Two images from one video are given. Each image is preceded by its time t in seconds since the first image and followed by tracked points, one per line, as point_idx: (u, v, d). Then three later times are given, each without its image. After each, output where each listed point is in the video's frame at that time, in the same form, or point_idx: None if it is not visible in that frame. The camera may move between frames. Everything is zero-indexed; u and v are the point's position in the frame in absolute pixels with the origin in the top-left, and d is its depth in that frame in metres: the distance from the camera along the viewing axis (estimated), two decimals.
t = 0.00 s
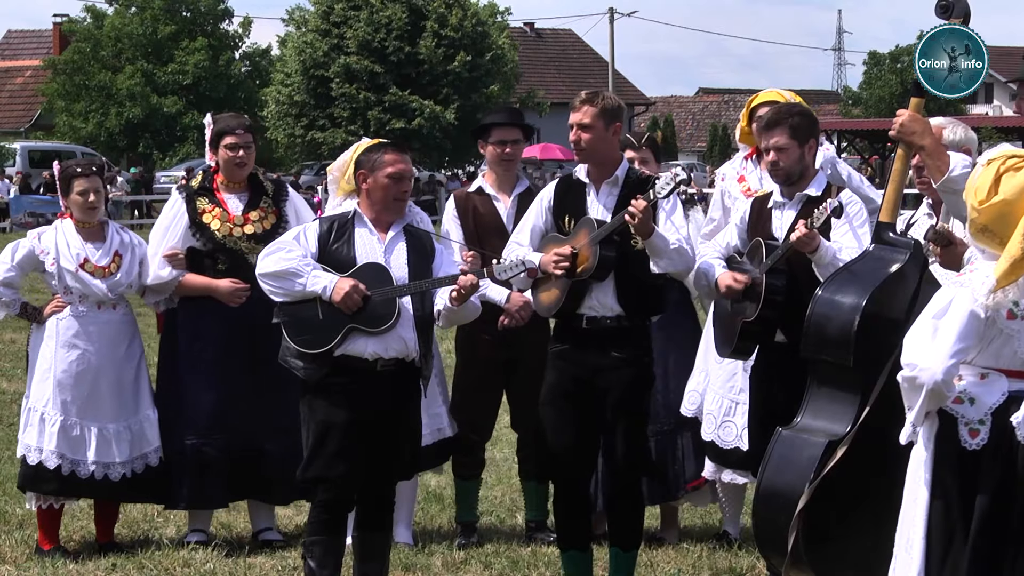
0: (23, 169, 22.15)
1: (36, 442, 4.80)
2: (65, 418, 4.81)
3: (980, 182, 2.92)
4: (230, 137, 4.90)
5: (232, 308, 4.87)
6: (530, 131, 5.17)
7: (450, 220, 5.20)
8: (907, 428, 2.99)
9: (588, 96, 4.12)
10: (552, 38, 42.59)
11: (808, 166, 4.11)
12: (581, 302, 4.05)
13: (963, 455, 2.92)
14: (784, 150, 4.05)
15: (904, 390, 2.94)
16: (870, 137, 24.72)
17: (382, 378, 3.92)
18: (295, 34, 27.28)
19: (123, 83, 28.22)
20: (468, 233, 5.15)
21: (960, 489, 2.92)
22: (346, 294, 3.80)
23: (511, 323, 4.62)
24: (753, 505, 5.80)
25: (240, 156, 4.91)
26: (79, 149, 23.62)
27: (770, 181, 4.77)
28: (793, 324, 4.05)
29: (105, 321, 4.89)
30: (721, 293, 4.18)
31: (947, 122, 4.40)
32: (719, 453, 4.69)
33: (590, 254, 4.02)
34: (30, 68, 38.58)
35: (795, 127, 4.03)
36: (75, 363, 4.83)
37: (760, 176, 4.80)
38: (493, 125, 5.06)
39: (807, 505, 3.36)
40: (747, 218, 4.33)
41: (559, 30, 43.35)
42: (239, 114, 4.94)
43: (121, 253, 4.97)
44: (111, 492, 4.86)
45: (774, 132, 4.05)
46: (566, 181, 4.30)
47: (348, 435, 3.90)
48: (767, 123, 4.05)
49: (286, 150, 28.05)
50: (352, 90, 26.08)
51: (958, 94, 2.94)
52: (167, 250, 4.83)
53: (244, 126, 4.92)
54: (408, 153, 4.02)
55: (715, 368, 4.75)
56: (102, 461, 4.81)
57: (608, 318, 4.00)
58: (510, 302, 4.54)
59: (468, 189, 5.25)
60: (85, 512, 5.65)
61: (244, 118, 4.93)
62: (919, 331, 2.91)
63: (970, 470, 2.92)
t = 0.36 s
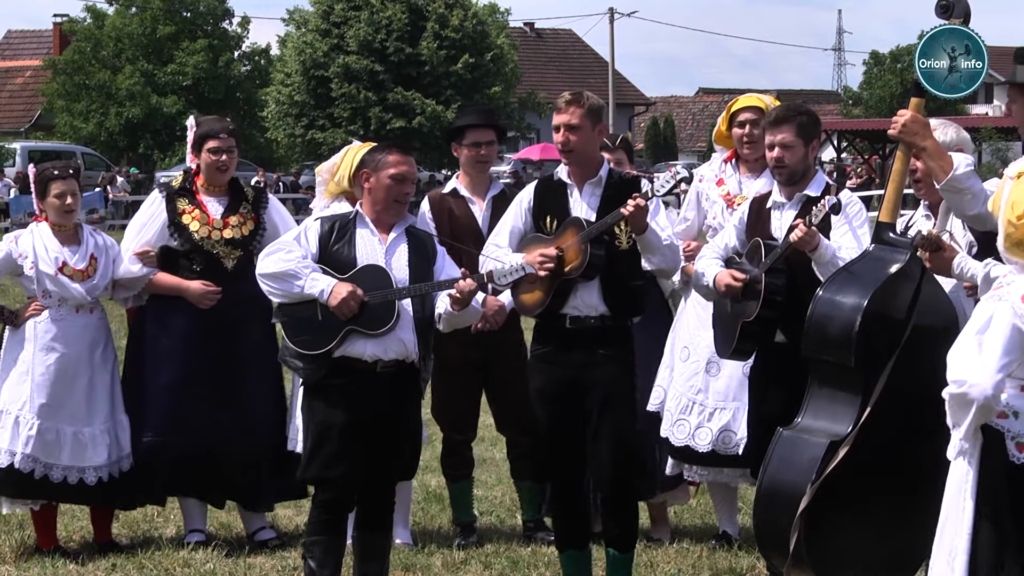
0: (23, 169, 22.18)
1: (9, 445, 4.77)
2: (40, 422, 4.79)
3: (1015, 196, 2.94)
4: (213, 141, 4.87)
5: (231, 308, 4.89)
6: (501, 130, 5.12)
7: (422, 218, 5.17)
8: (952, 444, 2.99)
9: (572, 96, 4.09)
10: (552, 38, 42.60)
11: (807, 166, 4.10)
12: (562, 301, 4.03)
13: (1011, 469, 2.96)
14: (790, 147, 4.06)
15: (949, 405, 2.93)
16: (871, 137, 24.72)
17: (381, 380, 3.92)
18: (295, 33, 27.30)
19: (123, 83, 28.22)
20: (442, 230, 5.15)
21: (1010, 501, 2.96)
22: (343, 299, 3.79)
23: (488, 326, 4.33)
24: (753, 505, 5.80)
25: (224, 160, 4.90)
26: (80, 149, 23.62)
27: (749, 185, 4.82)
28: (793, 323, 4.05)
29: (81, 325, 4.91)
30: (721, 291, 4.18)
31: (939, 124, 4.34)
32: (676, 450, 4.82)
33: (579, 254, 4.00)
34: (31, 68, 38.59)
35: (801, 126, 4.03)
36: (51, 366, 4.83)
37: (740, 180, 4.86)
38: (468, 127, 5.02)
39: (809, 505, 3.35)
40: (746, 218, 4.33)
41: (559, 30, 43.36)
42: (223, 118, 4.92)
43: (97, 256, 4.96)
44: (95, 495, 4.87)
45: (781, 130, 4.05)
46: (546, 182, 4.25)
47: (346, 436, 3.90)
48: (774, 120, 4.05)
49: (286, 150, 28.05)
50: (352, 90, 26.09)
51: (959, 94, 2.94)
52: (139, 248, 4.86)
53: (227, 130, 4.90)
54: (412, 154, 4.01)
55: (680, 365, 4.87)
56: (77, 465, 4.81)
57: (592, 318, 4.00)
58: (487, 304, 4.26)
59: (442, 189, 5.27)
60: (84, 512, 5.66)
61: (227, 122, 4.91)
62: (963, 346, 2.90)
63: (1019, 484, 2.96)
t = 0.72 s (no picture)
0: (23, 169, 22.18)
1: (6, 444, 4.78)
2: (37, 420, 4.81)
3: None
4: (205, 139, 4.88)
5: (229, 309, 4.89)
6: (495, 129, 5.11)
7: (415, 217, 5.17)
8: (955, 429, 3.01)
9: (563, 96, 4.10)
10: (552, 38, 42.61)
11: (807, 163, 4.09)
12: (554, 303, 4.03)
13: (1017, 455, 2.97)
14: (791, 147, 4.06)
15: (955, 391, 2.96)
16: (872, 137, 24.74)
17: (381, 380, 3.92)
18: (295, 34, 27.31)
19: (123, 84, 28.22)
20: (435, 226, 5.14)
21: (1015, 493, 2.97)
22: (346, 295, 3.79)
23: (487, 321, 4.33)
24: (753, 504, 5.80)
25: (218, 158, 4.91)
26: (81, 149, 23.62)
27: (743, 182, 4.84)
28: (791, 323, 4.05)
29: (77, 322, 4.92)
30: (717, 290, 4.15)
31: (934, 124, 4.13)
32: (685, 449, 4.81)
33: (573, 254, 4.01)
34: (30, 68, 38.59)
35: (804, 126, 4.04)
36: (48, 364, 4.84)
37: (733, 178, 4.87)
38: (458, 125, 5.04)
39: (807, 503, 3.36)
40: (742, 219, 4.32)
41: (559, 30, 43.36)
42: (214, 116, 4.93)
43: (91, 253, 4.97)
44: (92, 493, 4.90)
45: (783, 128, 4.05)
46: (531, 184, 4.24)
47: (347, 436, 3.89)
48: (774, 120, 4.06)
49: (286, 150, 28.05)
50: (352, 90, 26.08)
51: (960, 94, 2.95)
52: (134, 247, 4.86)
53: (219, 127, 4.92)
54: (414, 154, 4.01)
55: (681, 365, 4.86)
56: (72, 463, 4.82)
57: (584, 318, 4.01)
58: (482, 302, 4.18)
59: (435, 189, 5.28)
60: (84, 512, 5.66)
61: (220, 120, 4.93)
62: (972, 332, 2.93)
63: None
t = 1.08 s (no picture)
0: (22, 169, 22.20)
1: (16, 445, 4.79)
2: (48, 421, 4.80)
3: (1011, 188, 2.96)
4: (214, 140, 4.89)
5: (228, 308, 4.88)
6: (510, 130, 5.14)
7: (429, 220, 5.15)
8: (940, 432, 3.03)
9: (565, 100, 4.14)
10: (552, 38, 42.62)
11: (807, 165, 4.12)
12: (555, 305, 4.03)
13: (999, 458, 2.97)
14: (791, 145, 4.06)
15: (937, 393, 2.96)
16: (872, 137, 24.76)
17: (382, 380, 3.91)
18: (295, 34, 27.32)
19: (123, 84, 28.24)
20: (448, 229, 5.14)
21: (999, 501, 2.96)
22: (346, 295, 3.79)
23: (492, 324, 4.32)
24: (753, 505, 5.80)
25: (227, 157, 4.91)
26: (80, 149, 23.63)
27: (752, 184, 4.84)
28: (790, 324, 4.04)
29: (87, 323, 4.91)
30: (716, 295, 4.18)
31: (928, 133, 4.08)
32: (702, 453, 4.80)
33: (575, 254, 4.02)
34: (30, 68, 38.59)
35: (804, 125, 4.04)
36: (58, 365, 4.83)
37: (743, 180, 4.87)
38: (475, 125, 5.02)
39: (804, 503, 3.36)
40: (741, 218, 4.33)
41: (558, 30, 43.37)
42: (223, 116, 4.93)
43: (102, 254, 4.96)
44: (105, 493, 4.89)
45: (783, 127, 4.06)
46: (531, 185, 4.24)
47: (348, 435, 3.89)
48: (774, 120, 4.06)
49: (286, 150, 28.05)
50: (352, 90, 26.08)
51: (960, 94, 2.95)
52: (148, 248, 4.84)
53: (227, 128, 4.91)
54: (414, 155, 4.02)
55: (698, 369, 4.83)
56: (85, 463, 4.83)
57: (586, 321, 4.00)
58: (493, 303, 4.23)
59: (450, 190, 5.27)
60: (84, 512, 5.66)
61: (227, 120, 4.93)
62: (953, 334, 2.92)
63: (1008, 478, 2.96)
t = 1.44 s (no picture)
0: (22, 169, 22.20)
1: (42, 446, 4.81)
2: (73, 421, 4.81)
3: (981, 191, 2.90)
4: (231, 142, 4.88)
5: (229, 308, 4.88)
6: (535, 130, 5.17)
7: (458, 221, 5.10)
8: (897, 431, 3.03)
9: (569, 100, 4.15)
10: (552, 37, 42.61)
11: (808, 165, 4.11)
12: (559, 305, 4.03)
13: (954, 457, 2.93)
14: (794, 145, 4.05)
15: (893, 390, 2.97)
16: (872, 137, 24.78)
17: (382, 380, 3.91)
18: (295, 33, 27.32)
19: (123, 83, 28.23)
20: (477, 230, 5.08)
21: (949, 492, 2.92)
22: (345, 298, 3.80)
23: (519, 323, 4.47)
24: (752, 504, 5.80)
25: (245, 159, 4.89)
26: (80, 149, 23.63)
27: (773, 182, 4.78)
28: (789, 323, 4.04)
29: (111, 323, 4.90)
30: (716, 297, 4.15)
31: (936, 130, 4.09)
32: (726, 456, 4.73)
33: (578, 254, 4.01)
34: (30, 68, 38.58)
35: (806, 125, 4.04)
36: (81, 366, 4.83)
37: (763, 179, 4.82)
38: (500, 124, 5.09)
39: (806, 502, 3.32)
40: (741, 217, 4.34)
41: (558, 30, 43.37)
42: (239, 117, 4.91)
43: (126, 255, 4.96)
44: (131, 493, 4.88)
45: (786, 127, 4.05)
46: (531, 185, 4.24)
47: (349, 435, 3.89)
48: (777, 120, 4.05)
49: (286, 150, 28.05)
50: (352, 90, 26.07)
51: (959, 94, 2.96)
52: (173, 254, 4.88)
53: (244, 129, 4.89)
54: (413, 154, 4.02)
55: (731, 376, 4.75)
56: (109, 463, 4.82)
57: (590, 321, 4.00)
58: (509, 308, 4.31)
59: (476, 190, 5.22)
60: (84, 512, 5.66)
61: (244, 122, 4.90)
62: (909, 331, 2.93)
63: (961, 474, 2.92)
